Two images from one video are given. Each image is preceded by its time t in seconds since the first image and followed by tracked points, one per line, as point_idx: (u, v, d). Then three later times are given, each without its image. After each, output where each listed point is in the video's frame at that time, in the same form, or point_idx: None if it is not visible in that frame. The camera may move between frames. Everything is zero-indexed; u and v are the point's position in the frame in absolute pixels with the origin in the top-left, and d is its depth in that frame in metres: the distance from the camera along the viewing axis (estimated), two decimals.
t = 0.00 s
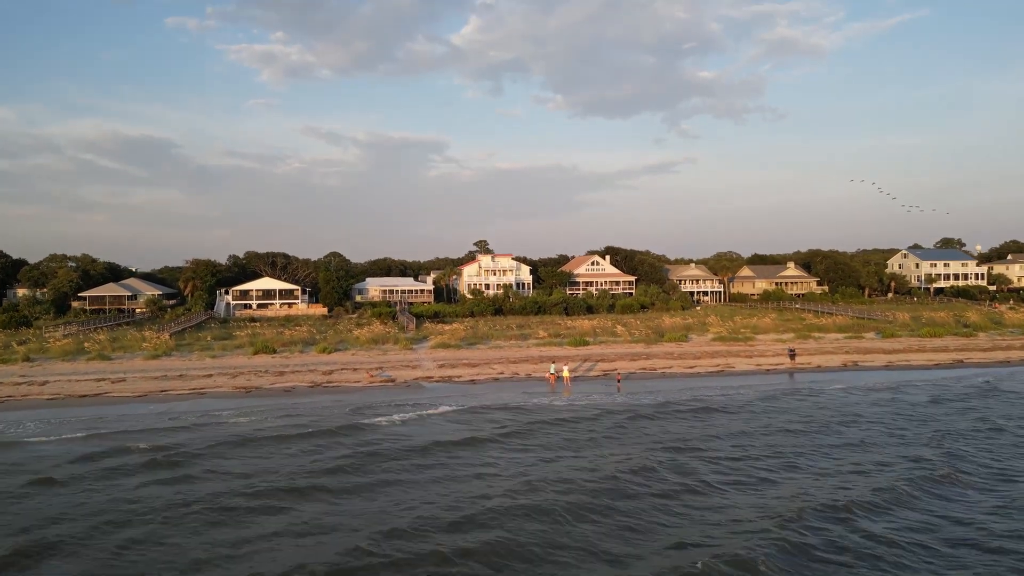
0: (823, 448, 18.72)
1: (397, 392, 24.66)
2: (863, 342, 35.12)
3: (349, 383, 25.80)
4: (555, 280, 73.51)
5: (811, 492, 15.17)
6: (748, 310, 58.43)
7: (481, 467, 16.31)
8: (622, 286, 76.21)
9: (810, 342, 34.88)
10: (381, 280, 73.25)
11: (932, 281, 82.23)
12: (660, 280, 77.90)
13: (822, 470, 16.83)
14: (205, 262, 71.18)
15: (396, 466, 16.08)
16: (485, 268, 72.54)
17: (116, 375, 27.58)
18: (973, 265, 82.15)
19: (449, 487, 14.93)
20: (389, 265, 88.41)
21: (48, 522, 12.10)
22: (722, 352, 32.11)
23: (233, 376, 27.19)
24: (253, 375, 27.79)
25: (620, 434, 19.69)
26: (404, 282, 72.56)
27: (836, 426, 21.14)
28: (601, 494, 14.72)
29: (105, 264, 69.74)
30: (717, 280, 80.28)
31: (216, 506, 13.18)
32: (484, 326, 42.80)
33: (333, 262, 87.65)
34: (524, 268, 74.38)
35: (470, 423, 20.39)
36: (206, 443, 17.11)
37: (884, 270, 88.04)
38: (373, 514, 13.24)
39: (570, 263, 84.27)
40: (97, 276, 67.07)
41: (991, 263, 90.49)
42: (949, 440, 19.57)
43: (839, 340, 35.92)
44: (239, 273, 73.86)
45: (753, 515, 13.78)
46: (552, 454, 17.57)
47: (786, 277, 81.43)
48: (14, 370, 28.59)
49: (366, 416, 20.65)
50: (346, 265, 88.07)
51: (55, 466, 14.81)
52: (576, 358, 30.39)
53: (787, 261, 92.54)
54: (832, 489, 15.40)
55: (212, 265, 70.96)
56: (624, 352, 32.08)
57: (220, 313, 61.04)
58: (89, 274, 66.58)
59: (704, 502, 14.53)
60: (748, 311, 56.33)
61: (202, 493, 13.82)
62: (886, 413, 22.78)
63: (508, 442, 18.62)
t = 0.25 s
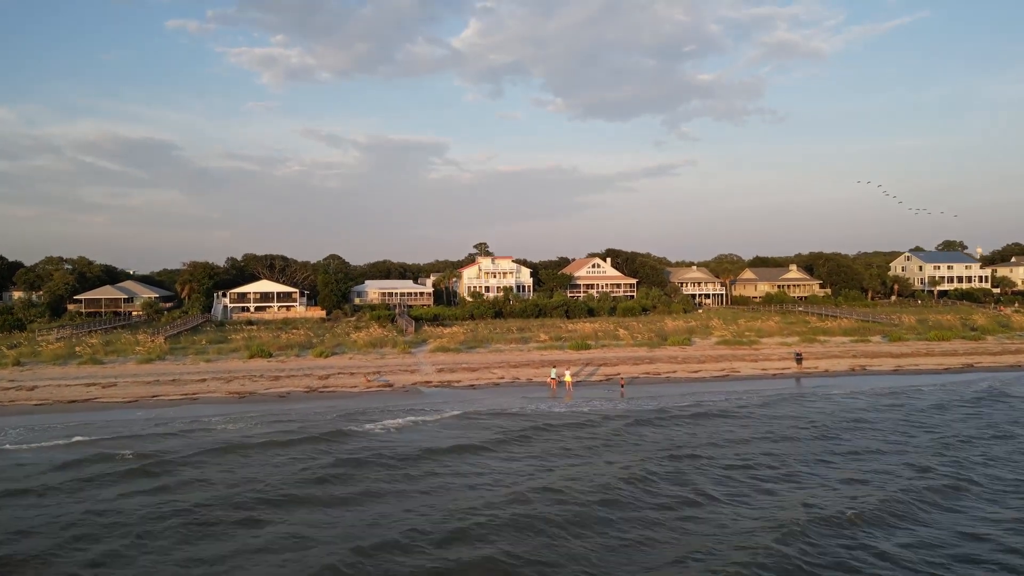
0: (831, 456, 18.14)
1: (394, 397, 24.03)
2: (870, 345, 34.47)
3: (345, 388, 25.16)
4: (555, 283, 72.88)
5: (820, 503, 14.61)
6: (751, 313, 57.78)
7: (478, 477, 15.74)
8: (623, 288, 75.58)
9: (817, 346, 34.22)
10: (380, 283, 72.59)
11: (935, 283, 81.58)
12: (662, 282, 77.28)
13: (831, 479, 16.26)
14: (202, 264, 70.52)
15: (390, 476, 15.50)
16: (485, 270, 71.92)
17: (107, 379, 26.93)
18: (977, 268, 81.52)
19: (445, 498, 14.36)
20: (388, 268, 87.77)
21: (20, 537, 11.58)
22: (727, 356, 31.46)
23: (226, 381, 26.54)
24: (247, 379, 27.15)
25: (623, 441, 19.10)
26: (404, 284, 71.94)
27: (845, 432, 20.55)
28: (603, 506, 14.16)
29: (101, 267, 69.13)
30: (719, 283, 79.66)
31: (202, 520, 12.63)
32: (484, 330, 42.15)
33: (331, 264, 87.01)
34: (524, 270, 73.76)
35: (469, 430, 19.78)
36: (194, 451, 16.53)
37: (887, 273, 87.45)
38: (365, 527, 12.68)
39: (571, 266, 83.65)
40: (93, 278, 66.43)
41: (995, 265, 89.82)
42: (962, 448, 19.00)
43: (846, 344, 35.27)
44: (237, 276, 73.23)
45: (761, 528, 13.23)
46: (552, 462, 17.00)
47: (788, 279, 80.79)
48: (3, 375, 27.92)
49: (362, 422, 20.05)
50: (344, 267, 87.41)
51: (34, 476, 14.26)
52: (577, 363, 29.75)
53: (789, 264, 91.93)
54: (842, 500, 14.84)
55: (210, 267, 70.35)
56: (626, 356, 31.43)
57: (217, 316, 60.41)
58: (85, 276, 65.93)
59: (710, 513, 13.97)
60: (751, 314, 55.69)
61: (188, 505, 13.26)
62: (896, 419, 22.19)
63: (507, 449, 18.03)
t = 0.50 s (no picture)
0: (842, 457, 17.49)
1: (391, 394, 23.33)
2: (878, 341, 33.75)
3: (341, 385, 24.47)
4: (556, 277, 72.11)
5: (832, 507, 13.99)
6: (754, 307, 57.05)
7: (475, 479, 15.11)
8: (625, 283, 74.87)
9: (824, 342, 33.50)
10: (379, 277, 71.88)
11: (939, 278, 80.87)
12: (663, 277, 76.51)
13: (843, 481, 15.62)
14: (200, 258, 69.78)
15: (383, 479, 14.86)
16: (485, 264, 71.15)
17: (97, 376, 26.24)
18: (981, 262, 80.78)
19: (440, 502, 13.73)
20: (388, 262, 87.00)
21: None
22: (732, 352, 30.77)
23: (219, 377, 25.85)
24: (241, 375, 26.46)
25: (626, 440, 18.44)
26: (403, 278, 71.21)
27: (856, 431, 19.89)
28: (605, 511, 13.54)
29: (97, 261, 68.36)
30: (722, 277, 79.09)
31: (183, 527, 12.01)
32: (484, 324, 41.44)
33: (330, 258, 86.23)
34: (524, 265, 72.98)
35: (467, 428, 19.11)
36: (180, 451, 15.88)
37: (891, 266, 86.66)
38: (355, 534, 12.07)
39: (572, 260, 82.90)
40: (89, 272, 65.72)
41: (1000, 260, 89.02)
42: (977, 448, 18.34)
43: (853, 339, 34.57)
44: (234, 270, 72.50)
45: (771, 534, 12.62)
46: (552, 463, 16.36)
47: (791, 274, 80.05)
48: None
49: (356, 420, 19.37)
50: (343, 261, 86.62)
51: (10, 476, 13.64)
52: (579, 358, 29.06)
53: (792, 258, 91.11)
54: (854, 504, 14.22)
55: (207, 261, 69.57)
56: (629, 351, 30.74)
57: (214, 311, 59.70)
58: (81, 270, 65.23)
59: (717, 519, 13.35)
60: (755, 309, 55.00)
61: (170, 510, 12.63)
62: (908, 418, 21.51)
63: (506, 449, 17.38)
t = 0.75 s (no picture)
0: (852, 451, 16.96)
1: (388, 385, 22.77)
2: (885, 331, 33.16)
3: (336, 376, 23.90)
4: (557, 266, 71.47)
5: (843, 505, 13.47)
6: (757, 296, 56.44)
7: (473, 475, 14.58)
8: (626, 271, 74.22)
9: (829, 331, 32.91)
10: (378, 266, 71.23)
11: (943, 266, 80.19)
12: (665, 265, 75.87)
13: (854, 477, 15.10)
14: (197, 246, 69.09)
15: (377, 475, 14.32)
16: (485, 253, 70.48)
17: (88, 366, 25.67)
18: (986, 250, 80.09)
19: (435, 499, 13.21)
20: (387, 250, 86.32)
21: None
22: (737, 342, 30.18)
23: (213, 367, 25.27)
24: (235, 366, 25.88)
25: (629, 434, 17.89)
26: (402, 267, 70.56)
27: (865, 424, 19.35)
28: (607, 510, 13.02)
29: (93, 249, 67.71)
30: (724, 266, 78.45)
31: (166, 528, 11.48)
32: (483, 313, 40.84)
33: (328, 247, 85.50)
34: (524, 253, 72.30)
35: (466, 421, 18.55)
36: (167, 445, 15.34)
37: (894, 255, 85.96)
38: (346, 535, 11.54)
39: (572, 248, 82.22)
40: (84, 260, 65.07)
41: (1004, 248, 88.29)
42: (991, 442, 17.81)
43: (859, 329, 33.99)
44: (232, 258, 71.87)
45: (781, 534, 12.10)
46: (553, 458, 15.82)
47: (794, 262, 79.39)
48: None
49: (351, 412, 18.81)
50: (342, 250, 85.90)
51: None
52: (580, 348, 28.49)
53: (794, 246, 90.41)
54: (866, 502, 13.70)
55: (204, 249, 68.91)
56: (632, 341, 30.16)
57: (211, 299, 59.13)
58: (76, 259, 64.59)
59: (723, 517, 12.83)
60: (758, 298, 54.38)
61: (153, 509, 12.11)
62: (918, 410, 20.97)
63: (505, 443, 16.83)
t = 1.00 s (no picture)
0: (863, 442, 16.31)
1: (385, 371, 22.10)
2: (893, 315, 32.46)
3: (332, 362, 23.22)
4: (557, 249, 70.64)
5: (855, 501, 12.85)
6: (761, 280, 55.69)
7: (467, 467, 13.94)
8: (627, 254, 73.42)
9: (836, 316, 32.21)
10: (377, 248, 70.41)
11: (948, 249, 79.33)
12: (667, 248, 75.08)
13: (865, 469, 14.48)
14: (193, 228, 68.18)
15: (367, 468, 13.67)
16: (485, 236, 69.61)
17: (77, 351, 24.99)
18: (991, 233, 79.22)
19: (427, 494, 12.57)
20: (385, 233, 85.42)
21: None
22: (742, 327, 29.47)
23: (205, 353, 24.57)
24: (228, 351, 25.19)
25: (632, 423, 17.23)
26: (401, 249, 69.72)
27: (876, 413, 18.68)
28: (608, 505, 12.39)
29: (88, 231, 66.88)
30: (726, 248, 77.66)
31: (140, 528, 10.86)
32: (483, 297, 40.11)
33: (326, 229, 84.52)
34: (524, 236, 71.42)
35: (464, 409, 17.85)
36: (149, 436, 14.68)
37: (898, 237, 85.06)
38: (331, 534, 10.91)
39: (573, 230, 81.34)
40: (79, 243, 64.25)
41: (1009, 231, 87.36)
42: (1007, 432, 17.17)
43: (866, 313, 33.29)
44: (229, 241, 71.03)
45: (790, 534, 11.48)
46: (552, 449, 15.15)
47: (797, 245, 78.55)
48: None
49: (345, 399, 18.13)
50: (340, 232, 84.96)
51: None
52: (583, 333, 27.79)
53: (798, 229, 89.46)
54: (878, 497, 13.07)
55: (201, 231, 68.06)
56: (635, 326, 29.46)
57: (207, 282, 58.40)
58: (70, 241, 63.74)
59: (730, 512, 12.21)
60: (762, 281, 53.63)
61: (129, 506, 11.49)
62: (931, 398, 20.31)
63: (502, 433, 16.15)
